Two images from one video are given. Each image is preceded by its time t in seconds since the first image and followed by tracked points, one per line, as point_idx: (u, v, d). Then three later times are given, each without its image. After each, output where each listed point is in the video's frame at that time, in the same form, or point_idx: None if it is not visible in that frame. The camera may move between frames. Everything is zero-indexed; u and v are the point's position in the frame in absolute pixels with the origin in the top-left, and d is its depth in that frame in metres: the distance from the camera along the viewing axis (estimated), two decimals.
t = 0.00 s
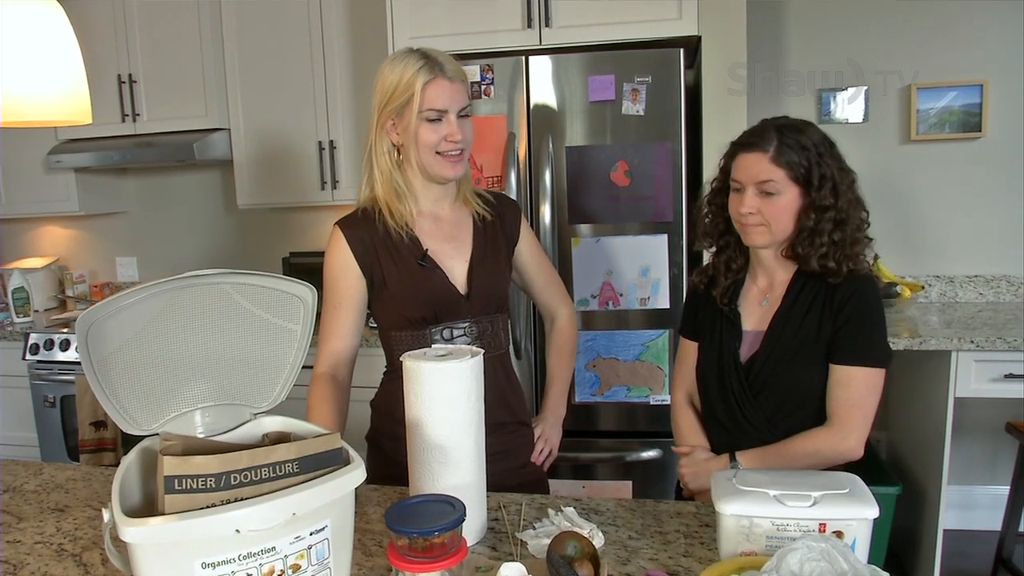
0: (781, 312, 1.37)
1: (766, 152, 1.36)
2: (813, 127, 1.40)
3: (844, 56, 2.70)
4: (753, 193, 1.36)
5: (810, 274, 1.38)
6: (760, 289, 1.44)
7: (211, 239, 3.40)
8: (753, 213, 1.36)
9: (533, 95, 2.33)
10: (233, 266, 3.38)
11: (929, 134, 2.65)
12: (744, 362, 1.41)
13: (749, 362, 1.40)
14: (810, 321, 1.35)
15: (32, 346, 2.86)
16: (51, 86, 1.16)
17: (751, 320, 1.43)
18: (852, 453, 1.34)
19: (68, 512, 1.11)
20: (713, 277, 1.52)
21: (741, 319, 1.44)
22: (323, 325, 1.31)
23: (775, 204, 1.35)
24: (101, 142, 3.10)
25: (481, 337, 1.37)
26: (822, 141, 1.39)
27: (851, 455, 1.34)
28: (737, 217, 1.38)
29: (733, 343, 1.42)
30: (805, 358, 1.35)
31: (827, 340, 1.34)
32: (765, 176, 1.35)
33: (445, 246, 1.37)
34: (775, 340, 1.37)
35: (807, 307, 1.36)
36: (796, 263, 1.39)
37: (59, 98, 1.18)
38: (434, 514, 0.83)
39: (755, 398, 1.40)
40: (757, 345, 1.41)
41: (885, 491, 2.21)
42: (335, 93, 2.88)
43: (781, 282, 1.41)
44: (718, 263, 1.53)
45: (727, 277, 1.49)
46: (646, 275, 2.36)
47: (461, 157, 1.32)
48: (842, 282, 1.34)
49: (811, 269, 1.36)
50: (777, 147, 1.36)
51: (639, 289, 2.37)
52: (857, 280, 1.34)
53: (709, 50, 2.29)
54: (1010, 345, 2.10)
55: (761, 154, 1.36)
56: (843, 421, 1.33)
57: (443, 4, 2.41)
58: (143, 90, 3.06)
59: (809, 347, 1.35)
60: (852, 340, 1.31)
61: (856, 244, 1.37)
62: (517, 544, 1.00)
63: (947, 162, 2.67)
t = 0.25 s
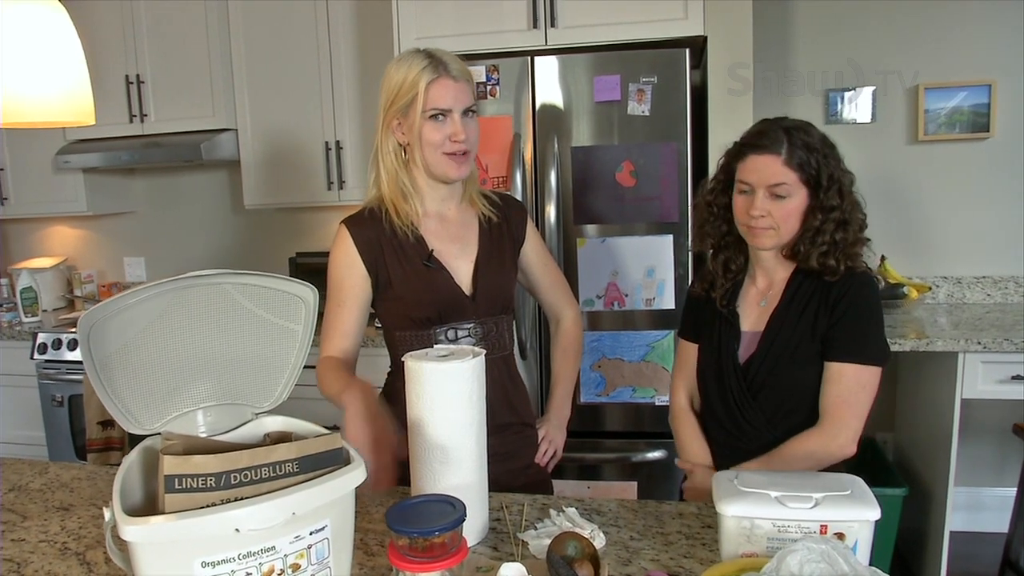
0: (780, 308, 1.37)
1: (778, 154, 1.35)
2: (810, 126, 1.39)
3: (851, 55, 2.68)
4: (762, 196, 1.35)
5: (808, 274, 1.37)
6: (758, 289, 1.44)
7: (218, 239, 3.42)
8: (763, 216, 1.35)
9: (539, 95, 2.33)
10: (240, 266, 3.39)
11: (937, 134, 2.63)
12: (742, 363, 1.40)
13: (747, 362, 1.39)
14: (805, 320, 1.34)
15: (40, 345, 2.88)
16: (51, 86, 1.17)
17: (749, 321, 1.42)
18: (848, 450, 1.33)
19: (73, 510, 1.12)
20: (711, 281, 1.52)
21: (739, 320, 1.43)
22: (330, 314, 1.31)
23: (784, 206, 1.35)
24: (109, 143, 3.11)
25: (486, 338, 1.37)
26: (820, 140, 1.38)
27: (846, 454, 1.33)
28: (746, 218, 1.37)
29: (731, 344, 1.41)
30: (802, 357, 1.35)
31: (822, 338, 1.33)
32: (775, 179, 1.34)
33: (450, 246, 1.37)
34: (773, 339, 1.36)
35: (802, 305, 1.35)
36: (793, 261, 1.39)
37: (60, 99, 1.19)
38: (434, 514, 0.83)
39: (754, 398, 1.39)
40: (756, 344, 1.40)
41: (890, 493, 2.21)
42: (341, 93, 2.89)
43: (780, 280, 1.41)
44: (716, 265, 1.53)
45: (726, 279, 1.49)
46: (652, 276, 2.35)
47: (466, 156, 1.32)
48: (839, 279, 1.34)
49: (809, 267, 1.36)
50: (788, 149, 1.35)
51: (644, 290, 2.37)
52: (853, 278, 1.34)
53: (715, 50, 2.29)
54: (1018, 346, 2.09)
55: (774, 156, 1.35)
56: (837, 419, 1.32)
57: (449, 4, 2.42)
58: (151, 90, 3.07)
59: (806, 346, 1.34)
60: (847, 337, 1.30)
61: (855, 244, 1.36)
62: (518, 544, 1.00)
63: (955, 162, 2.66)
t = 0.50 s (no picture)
0: (779, 305, 1.37)
1: (777, 156, 1.35)
2: (806, 126, 1.38)
3: (857, 55, 2.67)
4: (761, 198, 1.35)
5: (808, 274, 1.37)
6: (756, 289, 1.43)
7: (224, 239, 3.43)
8: (764, 218, 1.35)
9: (544, 95, 2.33)
10: (245, 265, 3.41)
11: (943, 134, 2.62)
12: (740, 362, 1.40)
13: (745, 361, 1.39)
14: (804, 320, 1.34)
15: (46, 344, 2.89)
16: (51, 88, 1.20)
17: (747, 320, 1.42)
18: (849, 453, 1.32)
19: (75, 509, 1.12)
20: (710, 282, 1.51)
21: (739, 319, 1.43)
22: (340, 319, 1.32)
23: (784, 208, 1.35)
24: (115, 142, 3.13)
25: (488, 339, 1.37)
26: (815, 140, 1.37)
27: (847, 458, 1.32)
28: (746, 221, 1.37)
29: (729, 343, 1.40)
30: (801, 357, 1.35)
31: (821, 339, 1.33)
32: (773, 181, 1.34)
33: (453, 247, 1.38)
34: (771, 337, 1.36)
35: (802, 306, 1.35)
36: (792, 261, 1.39)
37: (60, 100, 1.21)
38: (433, 513, 0.84)
39: (752, 398, 1.39)
40: (755, 342, 1.39)
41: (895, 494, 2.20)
42: (346, 93, 2.90)
43: (780, 280, 1.40)
44: (715, 266, 1.52)
45: (725, 280, 1.49)
46: (655, 276, 2.35)
47: (468, 156, 1.33)
48: (840, 280, 1.34)
49: (809, 267, 1.36)
50: (787, 151, 1.35)
51: (648, 290, 2.36)
52: (853, 280, 1.34)
53: (719, 50, 2.29)
54: None
55: (774, 158, 1.35)
56: (837, 421, 1.32)
57: (453, 4, 2.42)
58: (157, 91, 3.09)
59: (805, 346, 1.34)
60: (847, 338, 1.30)
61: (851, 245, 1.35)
62: (518, 544, 1.00)
63: (961, 163, 2.65)
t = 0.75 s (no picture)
0: (780, 306, 1.36)
1: (779, 160, 1.34)
2: (806, 127, 1.38)
3: (864, 55, 2.66)
4: (762, 203, 1.34)
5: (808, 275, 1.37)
6: (758, 290, 1.43)
7: (230, 237, 3.44)
8: (766, 222, 1.34)
9: (549, 95, 2.33)
10: (251, 263, 3.42)
11: (951, 135, 2.61)
12: (741, 363, 1.40)
13: (745, 362, 1.39)
14: (805, 321, 1.34)
15: (54, 342, 2.91)
16: (55, 88, 1.22)
17: (748, 321, 1.42)
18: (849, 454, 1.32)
19: (79, 505, 1.13)
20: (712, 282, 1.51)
21: (739, 321, 1.43)
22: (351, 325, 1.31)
23: (786, 212, 1.34)
24: (123, 141, 3.15)
25: (491, 338, 1.38)
26: (815, 141, 1.36)
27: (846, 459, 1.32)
28: (748, 224, 1.36)
29: (730, 344, 1.41)
30: (801, 359, 1.34)
31: (822, 340, 1.33)
32: (775, 186, 1.33)
33: (457, 246, 1.38)
34: (771, 338, 1.36)
35: (803, 307, 1.35)
36: (793, 264, 1.38)
37: (63, 101, 1.23)
38: (434, 512, 0.84)
39: (751, 399, 1.39)
40: (755, 343, 1.39)
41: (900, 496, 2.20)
42: (352, 92, 2.90)
43: (780, 282, 1.40)
44: (716, 267, 1.52)
45: (726, 282, 1.49)
46: (660, 276, 2.35)
47: (470, 154, 1.33)
48: (840, 282, 1.33)
49: (810, 270, 1.36)
50: (790, 155, 1.34)
51: (653, 290, 2.36)
52: (855, 282, 1.33)
53: (725, 50, 2.28)
54: None
55: (776, 163, 1.34)
56: (837, 423, 1.31)
57: (460, 2, 2.42)
58: (164, 89, 3.10)
59: (805, 347, 1.34)
60: (847, 339, 1.29)
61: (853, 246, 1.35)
62: (518, 544, 1.00)
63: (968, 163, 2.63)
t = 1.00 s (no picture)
0: (779, 306, 1.36)
1: (776, 161, 1.34)
2: (805, 128, 1.38)
3: (869, 54, 2.65)
4: (759, 203, 1.34)
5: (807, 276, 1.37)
6: (757, 290, 1.43)
7: (236, 236, 3.46)
8: (764, 222, 1.34)
9: (553, 95, 2.33)
10: (256, 262, 3.43)
11: (956, 134, 2.60)
12: (739, 363, 1.40)
13: (744, 362, 1.39)
14: (803, 321, 1.34)
15: (60, 340, 2.91)
16: (57, 89, 1.27)
17: (747, 321, 1.42)
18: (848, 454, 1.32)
19: (82, 503, 1.14)
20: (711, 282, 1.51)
21: (738, 320, 1.43)
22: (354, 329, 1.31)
23: (784, 213, 1.34)
24: (129, 140, 3.16)
25: (492, 338, 1.38)
26: (815, 141, 1.36)
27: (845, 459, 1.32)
28: (747, 225, 1.36)
29: (729, 345, 1.41)
30: (799, 359, 1.34)
31: (820, 340, 1.33)
32: (773, 186, 1.33)
33: (457, 246, 1.38)
34: (770, 338, 1.36)
35: (801, 307, 1.35)
36: (793, 265, 1.38)
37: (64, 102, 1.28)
38: (433, 511, 0.84)
39: (750, 399, 1.39)
40: (753, 344, 1.39)
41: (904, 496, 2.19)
42: (357, 92, 2.91)
43: (780, 282, 1.40)
44: (716, 268, 1.53)
45: (725, 282, 1.49)
46: (663, 276, 2.35)
47: (471, 154, 1.33)
48: (839, 282, 1.33)
49: (808, 271, 1.35)
50: (787, 155, 1.34)
51: (656, 290, 2.36)
52: (853, 282, 1.33)
53: (730, 49, 2.28)
54: None
55: (773, 163, 1.34)
56: (834, 423, 1.31)
57: (464, 2, 2.43)
58: (170, 89, 3.12)
59: (803, 347, 1.34)
60: (845, 340, 1.29)
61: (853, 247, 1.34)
62: (518, 543, 1.01)
63: (974, 163, 2.62)
